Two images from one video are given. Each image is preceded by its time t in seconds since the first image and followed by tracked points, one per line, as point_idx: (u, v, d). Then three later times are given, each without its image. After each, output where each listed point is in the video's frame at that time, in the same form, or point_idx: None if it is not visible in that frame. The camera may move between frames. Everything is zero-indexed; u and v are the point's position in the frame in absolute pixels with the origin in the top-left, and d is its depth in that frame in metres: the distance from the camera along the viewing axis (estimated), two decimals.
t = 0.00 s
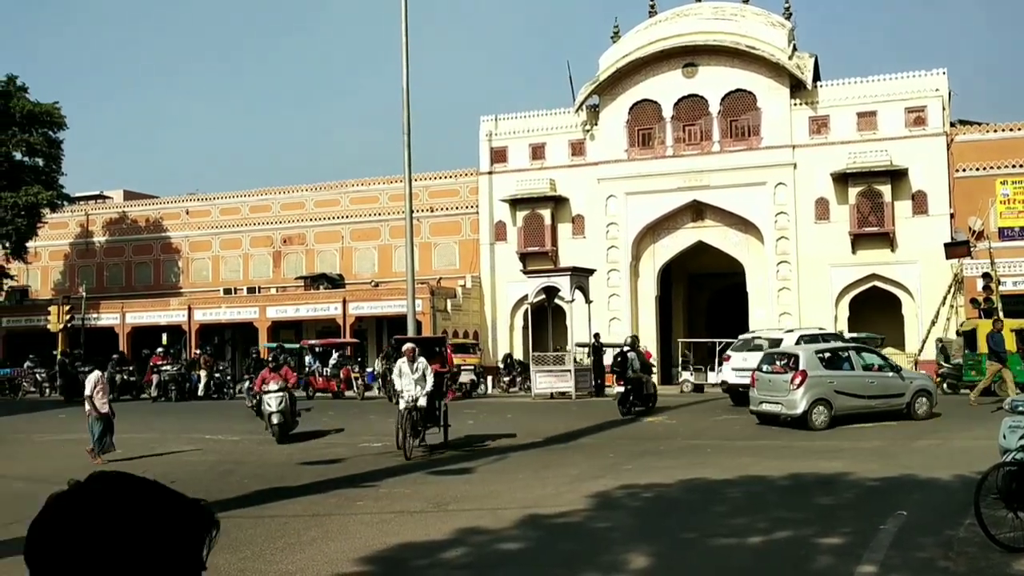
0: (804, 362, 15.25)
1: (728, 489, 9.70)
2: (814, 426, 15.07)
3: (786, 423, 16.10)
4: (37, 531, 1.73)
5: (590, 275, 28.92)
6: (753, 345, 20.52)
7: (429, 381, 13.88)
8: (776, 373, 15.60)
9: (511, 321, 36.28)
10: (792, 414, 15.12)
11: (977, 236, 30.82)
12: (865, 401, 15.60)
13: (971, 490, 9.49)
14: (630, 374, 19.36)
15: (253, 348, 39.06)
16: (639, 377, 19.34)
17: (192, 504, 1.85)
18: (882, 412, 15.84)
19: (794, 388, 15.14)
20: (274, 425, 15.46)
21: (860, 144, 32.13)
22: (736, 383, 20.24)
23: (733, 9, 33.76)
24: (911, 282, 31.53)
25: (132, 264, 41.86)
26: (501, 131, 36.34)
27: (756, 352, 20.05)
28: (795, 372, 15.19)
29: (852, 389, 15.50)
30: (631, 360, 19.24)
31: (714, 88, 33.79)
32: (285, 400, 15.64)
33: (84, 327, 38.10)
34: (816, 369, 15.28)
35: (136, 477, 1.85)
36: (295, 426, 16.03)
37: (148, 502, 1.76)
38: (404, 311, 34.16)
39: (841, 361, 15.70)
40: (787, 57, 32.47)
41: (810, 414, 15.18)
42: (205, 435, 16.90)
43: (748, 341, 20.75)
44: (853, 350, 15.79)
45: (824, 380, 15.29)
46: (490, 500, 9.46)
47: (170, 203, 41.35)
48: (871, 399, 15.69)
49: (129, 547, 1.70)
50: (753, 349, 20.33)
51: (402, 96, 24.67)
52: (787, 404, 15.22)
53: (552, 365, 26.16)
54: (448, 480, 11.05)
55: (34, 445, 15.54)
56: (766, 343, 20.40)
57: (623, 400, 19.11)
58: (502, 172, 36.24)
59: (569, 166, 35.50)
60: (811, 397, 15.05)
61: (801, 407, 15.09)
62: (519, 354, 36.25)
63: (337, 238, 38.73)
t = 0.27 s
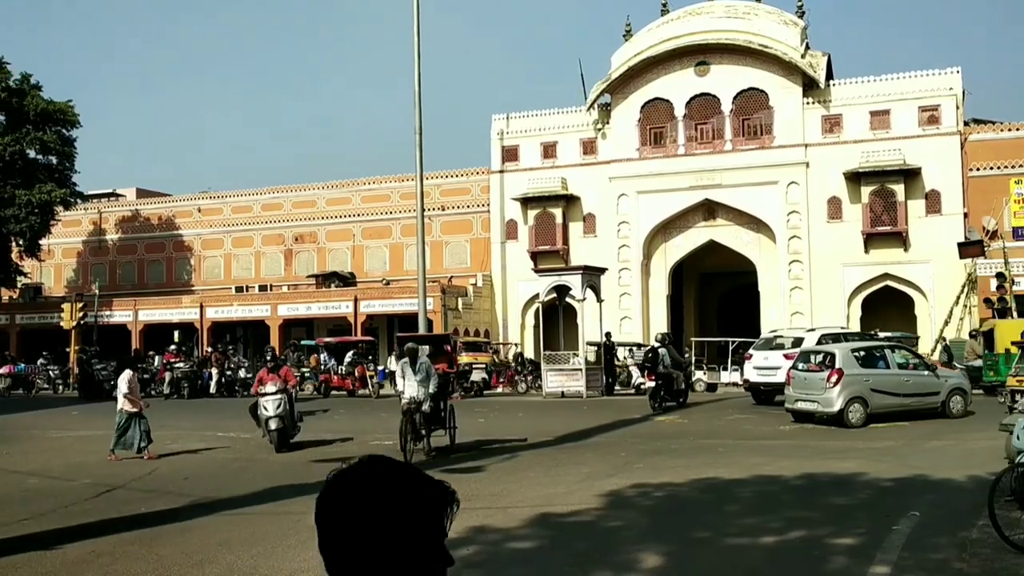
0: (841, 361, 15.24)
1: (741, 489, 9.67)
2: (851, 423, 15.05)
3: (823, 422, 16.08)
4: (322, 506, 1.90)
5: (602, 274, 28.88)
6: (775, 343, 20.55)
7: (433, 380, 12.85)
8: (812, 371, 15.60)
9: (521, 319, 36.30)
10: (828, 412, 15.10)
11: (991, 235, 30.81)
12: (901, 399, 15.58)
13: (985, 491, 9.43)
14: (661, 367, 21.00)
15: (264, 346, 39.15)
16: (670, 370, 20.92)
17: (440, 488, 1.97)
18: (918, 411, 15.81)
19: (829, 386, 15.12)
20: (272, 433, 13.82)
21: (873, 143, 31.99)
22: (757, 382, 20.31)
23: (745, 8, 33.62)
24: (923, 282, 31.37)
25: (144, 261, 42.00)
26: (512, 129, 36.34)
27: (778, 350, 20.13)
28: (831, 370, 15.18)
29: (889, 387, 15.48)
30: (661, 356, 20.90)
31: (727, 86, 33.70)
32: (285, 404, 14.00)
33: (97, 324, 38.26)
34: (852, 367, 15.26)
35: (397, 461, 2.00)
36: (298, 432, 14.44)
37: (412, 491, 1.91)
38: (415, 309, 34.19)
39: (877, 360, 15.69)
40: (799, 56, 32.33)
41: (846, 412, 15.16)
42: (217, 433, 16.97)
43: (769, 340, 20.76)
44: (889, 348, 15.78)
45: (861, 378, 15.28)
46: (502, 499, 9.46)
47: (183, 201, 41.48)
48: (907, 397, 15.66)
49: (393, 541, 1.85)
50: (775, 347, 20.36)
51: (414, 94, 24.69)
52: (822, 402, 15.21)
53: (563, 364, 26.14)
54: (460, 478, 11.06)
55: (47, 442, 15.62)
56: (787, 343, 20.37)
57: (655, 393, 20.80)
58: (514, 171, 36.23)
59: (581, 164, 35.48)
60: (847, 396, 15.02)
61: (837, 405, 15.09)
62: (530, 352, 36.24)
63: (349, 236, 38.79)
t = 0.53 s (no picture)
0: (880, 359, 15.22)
1: (756, 489, 9.64)
2: (890, 422, 15.04)
3: (858, 419, 16.06)
4: (497, 478, 2.09)
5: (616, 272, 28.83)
6: (799, 342, 20.47)
7: (435, 378, 12.06)
8: (849, 369, 15.49)
9: (535, 317, 36.31)
10: (867, 410, 15.07)
11: (1009, 234, 30.64)
12: (938, 397, 15.59)
13: (1003, 492, 9.37)
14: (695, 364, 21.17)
15: (279, 343, 39.30)
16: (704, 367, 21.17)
17: (593, 462, 2.12)
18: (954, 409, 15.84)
19: (868, 384, 15.09)
20: (262, 443, 12.33)
21: (889, 141, 31.82)
22: (782, 380, 20.30)
23: (761, 6, 33.71)
24: (940, 281, 31.22)
25: (160, 259, 42.20)
26: (526, 128, 36.35)
27: (803, 349, 20.06)
28: (870, 368, 15.15)
29: (927, 385, 15.47)
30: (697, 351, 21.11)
31: (742, 84, 33.58)
32: (275, 408, 12.54)
33: (114, 321, 38.51)
34: (890, 366, 15.24)
35: (556, 436, 2.18)
36: (293, 440, 12.95)
37: (571, 469, 2.07)
38: (429, 307, 34.23)
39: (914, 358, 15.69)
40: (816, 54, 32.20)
41: (884, 410, 15.14)
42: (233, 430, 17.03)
43: (794, 338, 20.62)
44: (925, 347, 15.79)
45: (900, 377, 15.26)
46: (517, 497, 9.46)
47: (198, 199, 41.65)
48: (943, 395, 15.66)
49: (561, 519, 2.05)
50: (799, 346, 20.27)
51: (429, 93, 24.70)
52: (861, 400, 15.18)
53: (577, 362, 26.11)
54: (474, 477, 11.06)
55: (64, 438, 15.72)
56: (812, 342, 20.21)
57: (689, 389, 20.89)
58: (529, 169, 36.24)
59: (595, 163, 35.46)
60: (886, 394, 15.00)
61: (876, 403, 15.07)
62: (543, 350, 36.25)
63: (363, 234, 38.89)
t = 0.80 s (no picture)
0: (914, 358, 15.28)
1: (770, 488, 9.62)
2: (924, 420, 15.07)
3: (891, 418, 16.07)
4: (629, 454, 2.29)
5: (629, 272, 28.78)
6: (824, 340, 20.41)
7: (438, 380, 11.22)
8: (884, 368, 15.49)
9: (548, 316, 36.33)
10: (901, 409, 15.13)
11: None
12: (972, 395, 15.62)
13: (1018, 493, 9.32)
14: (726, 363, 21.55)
15: (292, 340, 39.43)
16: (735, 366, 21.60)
17: (706, 432, 2.29)
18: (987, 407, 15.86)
19: (902, 382, 15.13)
20: (222, 457, 10.53)
21: (904, 140, 31.67)
22: (806, 379, 20.28)
23: (775, 4, 33.64)
24: (955, 281, 31.06)
25: (174, 257, 42.38)
26: (539, 126, 36.36)
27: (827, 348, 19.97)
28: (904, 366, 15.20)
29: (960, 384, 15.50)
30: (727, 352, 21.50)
31: (756, 83, 33.49)
32: (241, 417, 10.65)
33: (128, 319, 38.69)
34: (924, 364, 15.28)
35: (671, 416, 2.37)
36: (268, 451, 11.23)
37: (685, 442, 2.24)
38: (442, 306, 34.25)
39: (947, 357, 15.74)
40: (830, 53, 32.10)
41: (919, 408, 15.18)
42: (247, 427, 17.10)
43: (818, 337, 20.54)
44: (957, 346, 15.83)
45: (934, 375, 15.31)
46: (529, 496, 9.46)
47: (212, 197, 41.80)
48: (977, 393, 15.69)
49: (679, 476, 2.24)
50: (823, 345, 20.19)
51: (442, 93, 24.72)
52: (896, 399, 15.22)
53: (590, 361, 26.10)
54: (487, 475, 11.08)
55: (79, 435, 15.81)
56: (836, 342, 20.13)
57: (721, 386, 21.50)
58: (542, 168, 36.25)
59: (609, 161, 35.42)
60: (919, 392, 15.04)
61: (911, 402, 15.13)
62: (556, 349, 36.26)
63: (376, 232, 38.97)
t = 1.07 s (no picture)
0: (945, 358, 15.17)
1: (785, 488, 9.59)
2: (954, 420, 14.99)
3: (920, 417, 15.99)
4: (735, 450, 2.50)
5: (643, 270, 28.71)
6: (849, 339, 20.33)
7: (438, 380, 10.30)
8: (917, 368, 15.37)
9: (561, 314, 36.31)
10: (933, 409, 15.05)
11: None
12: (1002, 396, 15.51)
13: None
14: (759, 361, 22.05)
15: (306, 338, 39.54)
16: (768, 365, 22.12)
17: (807, 438, 2.49)
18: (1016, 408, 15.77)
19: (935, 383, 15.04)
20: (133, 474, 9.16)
21: (920, 139, 31.49)
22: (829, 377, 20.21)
23: (791, 3, 33.53)
24: (972, 281, 30.88)
25: (189, 255, 42.57)
26: (553, 125, 36.35)
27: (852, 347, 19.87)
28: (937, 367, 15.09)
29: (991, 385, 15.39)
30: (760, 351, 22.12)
31: (771, 81, 33.38)
32: (166, 429, 9.28)
33: (143, 316, 38.88)
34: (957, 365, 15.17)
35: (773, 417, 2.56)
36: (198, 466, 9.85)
37: (791, 442, 2.46)
38: (455, 304, 34.27)
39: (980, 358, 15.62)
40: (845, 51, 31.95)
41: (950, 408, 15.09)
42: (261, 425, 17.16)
43: (842, 336, 20.45)
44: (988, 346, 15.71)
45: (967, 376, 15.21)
46: (543, 495, 9.46)
47: (227, 196, 41.93)
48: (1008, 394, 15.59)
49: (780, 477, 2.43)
50: (847, 343, 20.11)
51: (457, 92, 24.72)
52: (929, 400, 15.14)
53: (603, 360, 26.06)
54: (501, 474, 11.08)
55: (95, 431, 15.90)
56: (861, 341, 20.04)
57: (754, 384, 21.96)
58: (556, 167, 36.24)
59: (623, 160, 35.36)
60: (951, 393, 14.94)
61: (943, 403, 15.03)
62: (569, 347, 36.23)
63: (390, 231, 39.03)
